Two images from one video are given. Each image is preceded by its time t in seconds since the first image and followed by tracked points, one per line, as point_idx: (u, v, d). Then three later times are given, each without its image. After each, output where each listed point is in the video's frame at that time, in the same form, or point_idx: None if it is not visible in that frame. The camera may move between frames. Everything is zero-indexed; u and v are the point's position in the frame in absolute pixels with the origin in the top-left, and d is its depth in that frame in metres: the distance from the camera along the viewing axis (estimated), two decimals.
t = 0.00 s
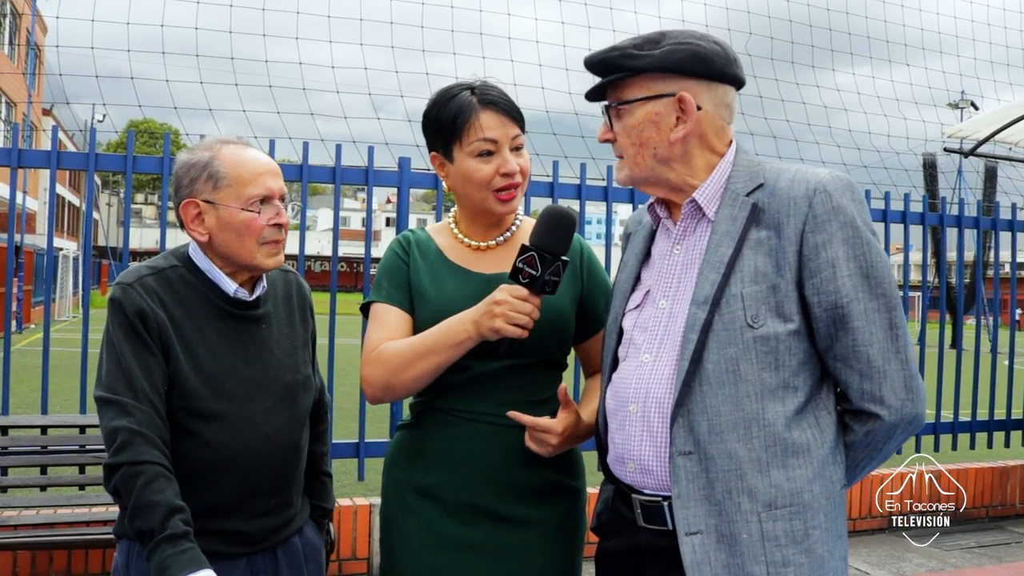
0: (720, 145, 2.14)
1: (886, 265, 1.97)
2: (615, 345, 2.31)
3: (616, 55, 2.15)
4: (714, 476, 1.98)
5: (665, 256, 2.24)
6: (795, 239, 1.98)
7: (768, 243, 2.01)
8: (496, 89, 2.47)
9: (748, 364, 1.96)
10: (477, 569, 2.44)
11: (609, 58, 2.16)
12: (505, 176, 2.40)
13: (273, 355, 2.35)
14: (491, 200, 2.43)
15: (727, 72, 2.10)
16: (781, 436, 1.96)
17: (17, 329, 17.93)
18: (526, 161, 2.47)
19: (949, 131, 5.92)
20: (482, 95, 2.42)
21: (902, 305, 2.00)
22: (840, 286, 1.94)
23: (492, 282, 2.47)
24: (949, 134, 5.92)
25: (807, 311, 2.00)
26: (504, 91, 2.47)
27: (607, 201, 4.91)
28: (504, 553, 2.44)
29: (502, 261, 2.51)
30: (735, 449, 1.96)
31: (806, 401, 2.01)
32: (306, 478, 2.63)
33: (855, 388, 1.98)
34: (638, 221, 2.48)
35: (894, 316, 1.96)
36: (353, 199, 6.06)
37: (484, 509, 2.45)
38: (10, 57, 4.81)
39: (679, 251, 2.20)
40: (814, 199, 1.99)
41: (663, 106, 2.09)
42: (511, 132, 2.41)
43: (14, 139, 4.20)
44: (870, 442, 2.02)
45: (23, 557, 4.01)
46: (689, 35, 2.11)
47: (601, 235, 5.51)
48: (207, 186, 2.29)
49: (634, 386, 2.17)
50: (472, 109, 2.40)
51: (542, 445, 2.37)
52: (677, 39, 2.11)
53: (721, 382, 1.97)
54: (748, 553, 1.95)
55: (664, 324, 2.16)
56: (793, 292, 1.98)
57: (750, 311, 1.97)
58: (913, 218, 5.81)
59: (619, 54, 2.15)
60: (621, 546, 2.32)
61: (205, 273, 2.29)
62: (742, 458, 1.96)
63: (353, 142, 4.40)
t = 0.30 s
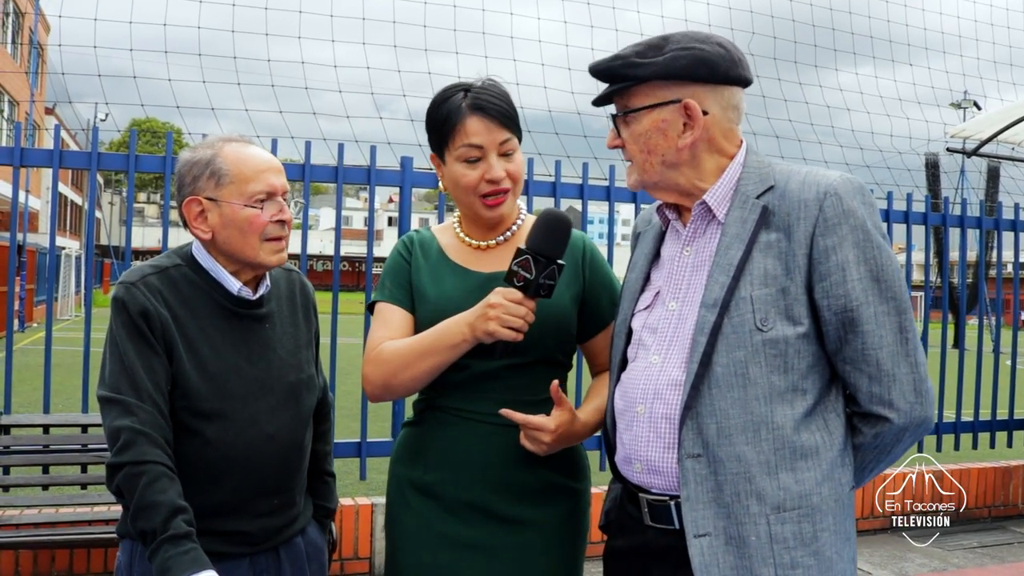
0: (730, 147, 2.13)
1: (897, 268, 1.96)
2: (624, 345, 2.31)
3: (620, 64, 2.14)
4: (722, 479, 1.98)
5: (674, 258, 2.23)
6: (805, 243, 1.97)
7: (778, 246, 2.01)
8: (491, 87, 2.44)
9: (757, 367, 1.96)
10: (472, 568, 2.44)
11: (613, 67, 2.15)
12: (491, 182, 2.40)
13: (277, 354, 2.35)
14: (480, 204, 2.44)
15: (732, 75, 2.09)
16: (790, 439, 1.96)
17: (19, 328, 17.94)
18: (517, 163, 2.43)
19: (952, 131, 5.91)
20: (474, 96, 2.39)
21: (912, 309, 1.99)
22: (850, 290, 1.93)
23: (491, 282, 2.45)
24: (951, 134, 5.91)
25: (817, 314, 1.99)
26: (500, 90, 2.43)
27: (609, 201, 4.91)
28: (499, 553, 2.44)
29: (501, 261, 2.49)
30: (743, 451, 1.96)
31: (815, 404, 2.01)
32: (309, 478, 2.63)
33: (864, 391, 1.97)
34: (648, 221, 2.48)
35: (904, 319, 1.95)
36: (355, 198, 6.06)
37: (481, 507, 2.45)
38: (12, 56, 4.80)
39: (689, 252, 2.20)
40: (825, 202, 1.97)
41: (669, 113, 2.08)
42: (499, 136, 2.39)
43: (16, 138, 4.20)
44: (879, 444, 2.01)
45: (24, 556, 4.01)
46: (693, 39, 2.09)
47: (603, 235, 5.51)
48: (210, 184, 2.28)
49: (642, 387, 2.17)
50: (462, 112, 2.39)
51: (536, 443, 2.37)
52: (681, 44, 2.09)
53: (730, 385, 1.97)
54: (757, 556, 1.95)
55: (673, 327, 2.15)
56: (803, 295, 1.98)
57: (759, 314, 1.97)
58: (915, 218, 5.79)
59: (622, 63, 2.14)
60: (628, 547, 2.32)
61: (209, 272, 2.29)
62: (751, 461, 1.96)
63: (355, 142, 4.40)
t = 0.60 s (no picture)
0: (735, 148, 2.14)
1: (900, 270, 1.96)
2: (626, 346, 2.30)
3: (631, 56, 2.14)
4: (722, 480, 1.98)
5: (678, 258, 2.23)
6: (808, 244, 1.98)
7: (780, 247, 2.01)
8: (474, 97, 2.42)
9: (758, 368, 1.96)
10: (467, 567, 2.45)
11: (623, 58, 2.15)
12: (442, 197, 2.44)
13: (275, 354, 2.35)
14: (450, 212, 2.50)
15: (743, 78, 2.10)
16: (790, 440, 1.96)
17: (20, 328, 17.95)
18: (472, 181, 2.39)
19: (952, 131, 5.91)
20: (447, 107, 2.42)
21: (915, 311, 1.99)
22: (852, 291, 1.93)
23: (494, 285, 2.44)
24: (952, 134, 5.91)
25: (819, 316, 1.99)
26: (476, 101, 2.39)
27: (610, 200, 4.91)
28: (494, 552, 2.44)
29: (506, 264, 2.48)
30: (744, 453, 1.96)
31: (816, 406, 2.01)
32: (308, 478, 2.63)
33: (866, 393, 1.97)
34: (652, 222, 2.48)
35: (906, 321, 1.96)
36: (357, 198, 6.06)
37: (477, 506, 2.45)
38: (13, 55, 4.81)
39: (693, 253, 2.20)
40: (828, 204, 1.98)
41: (676, 109, 2.09)
42: (448, 154, 2.39)
43: (17, 137, 4.20)
44: (881, 446, 2.01)
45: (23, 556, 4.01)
46: (707, 39, 2.10)
47: (603, 234, 5.50)
48: (211, 184, 2.28)
49: (643, 387, 2.17)
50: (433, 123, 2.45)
51: (529, 453, 2.36)
52: (694, 42, 2.11)
53: (731, 385, 1.97)
54: (757, 558, 1.95)
55: (676, 327, 2.15)
56: (805, 297, 1.98)
57: (761, 315, 1.97)
58: (916, 218, 5.79)
59: (634, 55, 2.14)
60: (628, 548, 2.32)
61: (208, 272, 2.29)
62: (751, 462, 1.96)
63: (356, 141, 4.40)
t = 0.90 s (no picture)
0: (735, 148, 2.14)
1: (903, 269, 1.96)
2: (627, 347, 2.29)
3: (627, 58, 2.13)
4: (727, 481, 1.98)
5: (679, 258, 2.24)
6: (811, 243, 1.98)
7: (783, 246, 2.01)
8: (470, 105, 2.41)
9: (762, 369, 1.96)
10: (461, 565, 2.46)
11: (620, 61, 2.14)
12: (437, 205, 2.46)
13: (274, 354, 2.35)
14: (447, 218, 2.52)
15: (741, 78, 2.11)
16: (795, 441, 1.96)
17: (22, 329, 17.97)
18: (463, 192, 2.40)
19: (952, 132, 5.91)
20: (443, 114, 2.43)
21: (918, 310, 1.99)
22: (855, 291, 1.93)
23: (486, 289, 2.46)
24: (952, 134, 5.91)
25: (823, 315, 2.00)
26: (471, 111, 2.39)
27: (609, 201, 4.91)
28: (488, 553, 2.45)
29: (501, 268, 2.50)
30: (749, 454, 1.96)
31: (820, 406, 2.01)
32: (307, 478, 2.63)
33: (870, 393, 1.98)
34: (652, 222, 2.47)
35: (909, 319, 1.96)
36: (357, 198, 6.06)
37: (470, 506, 2.47)
38: (13, 55, 4.81)
39: (695, 253, 2.20)
40: (831, 202, 1.99)
41: (674, 112, 2.10)
42: (441, 163, 2.40)
43: (17, 137, 4.20)
44: (885, 445, 2.01)
45: (23, 556, 4.01)
46: (703, 39, 2.10)
47: (603, 234, 5.50)
48: (212, 184, 2.28)
49: (645, 388, 2.17)
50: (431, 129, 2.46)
51: (506, 458, 2.31)
52: (691, 43, 2.10)
53: (735, 386, 1.97)
54: (762, 559, 1.95)
55: (679, 327, 2.16)
56: (808, 296, 1.98)
57: (764, 315, 1.97)
58: (916, 219, 5.79)
59: (630, 58, 2.13)
60: (632, 549, 2.32)
61: (205, 271, 2.30)
62: (756, 464, 1.96)
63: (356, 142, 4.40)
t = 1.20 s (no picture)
0: (751, 150, 2.14)
1: (921, 273, 1.96)
2: (642, 348, 2.30)
3: (641, 62, 2.14)
4: (745, 487, 1.98)
5: (694, 261, 2.24)
6: (829, 247, 1.98)
7: (801, 249, 2.01)
8: (464, 108, 2.42)
9: (780, 374, 1.96)
10: (456, 565, 2.47)
11: (633, 64, 2.15)
12: (431, 208, 2.46)
13: (274, 354, 2.36)
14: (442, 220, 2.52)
15: (755, 81, 2.09)
16: (814, 446, 1.96)
17: (22, 329, 17.98)
18: (457, 194, 2.40)
19: (952, 133, 5.91)
20: (437, 117, 2.44)
21: (937, 314, 1.99)
22: (875, 295, 1.93)
23: (481, 292, 2.47)
24: (951, 135, 5.91)
25: (841, 320, 2.00)
26: (465, 113, 2.39)
27: (609, 201, 4.91)
28: (481, 553, 2.45)
29: (496, 270, 2.50)
30: (767, 459, 1.96)
31: (838, 410, 2.01)
32: (307, 479, 2.63)
33: (888, 398, 1.98)
34: (663, 222, 2.47)
35: (929, 325, 1.96)
36: (357, 198, 6.06)
37: (464, 506, 2.48)
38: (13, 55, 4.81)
39: (710, 256, 2.20)
40: (850, 206, 1.98)
41: (688, 116, 2.09)
42: (435, 166, 2.40)
43: (17, 138, 4.20)
44: (902, 450, 2.02)
45: (22, 557, 4.01)
46: (717, 41, 2.09)
47: (603, 235, 5.50)
48: (217, 185, 2.28)
49: (661, 392, 2.18)
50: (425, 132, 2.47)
51: (499, 463, 2.31)
52: (704, 45, 2.09)
53: (752, 392, 1.97)
54: (780, 564, 1.95)
55: (694, 331, 2.16)
56: (827, 300, 1.98)
57: (782, 320, 1.97)
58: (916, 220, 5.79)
59: (644, 62, 2.14)
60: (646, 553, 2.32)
61: (206, 272, 2.30)
62: (774, 469, 1.96)
63: (356, 142, 4.40)
